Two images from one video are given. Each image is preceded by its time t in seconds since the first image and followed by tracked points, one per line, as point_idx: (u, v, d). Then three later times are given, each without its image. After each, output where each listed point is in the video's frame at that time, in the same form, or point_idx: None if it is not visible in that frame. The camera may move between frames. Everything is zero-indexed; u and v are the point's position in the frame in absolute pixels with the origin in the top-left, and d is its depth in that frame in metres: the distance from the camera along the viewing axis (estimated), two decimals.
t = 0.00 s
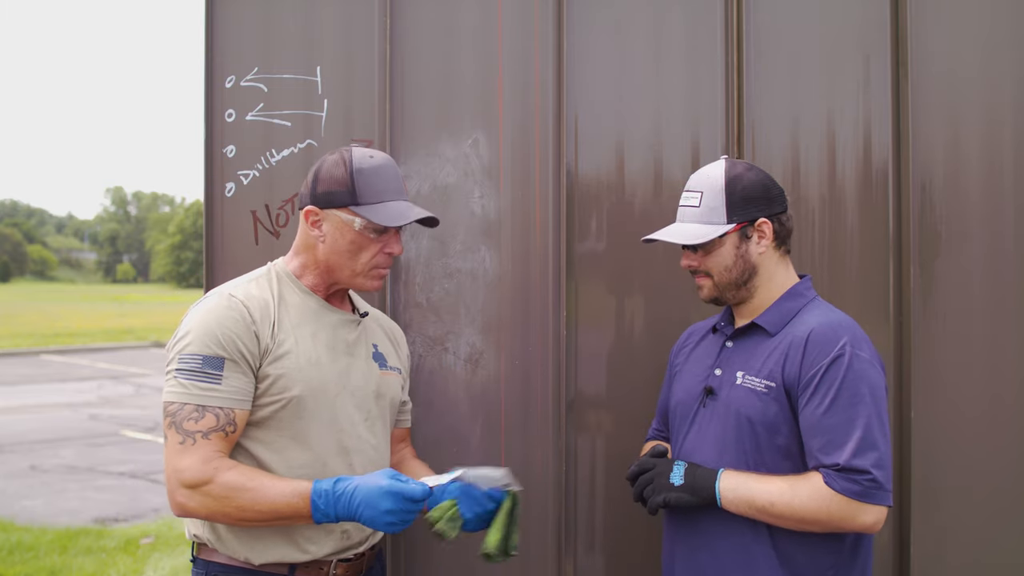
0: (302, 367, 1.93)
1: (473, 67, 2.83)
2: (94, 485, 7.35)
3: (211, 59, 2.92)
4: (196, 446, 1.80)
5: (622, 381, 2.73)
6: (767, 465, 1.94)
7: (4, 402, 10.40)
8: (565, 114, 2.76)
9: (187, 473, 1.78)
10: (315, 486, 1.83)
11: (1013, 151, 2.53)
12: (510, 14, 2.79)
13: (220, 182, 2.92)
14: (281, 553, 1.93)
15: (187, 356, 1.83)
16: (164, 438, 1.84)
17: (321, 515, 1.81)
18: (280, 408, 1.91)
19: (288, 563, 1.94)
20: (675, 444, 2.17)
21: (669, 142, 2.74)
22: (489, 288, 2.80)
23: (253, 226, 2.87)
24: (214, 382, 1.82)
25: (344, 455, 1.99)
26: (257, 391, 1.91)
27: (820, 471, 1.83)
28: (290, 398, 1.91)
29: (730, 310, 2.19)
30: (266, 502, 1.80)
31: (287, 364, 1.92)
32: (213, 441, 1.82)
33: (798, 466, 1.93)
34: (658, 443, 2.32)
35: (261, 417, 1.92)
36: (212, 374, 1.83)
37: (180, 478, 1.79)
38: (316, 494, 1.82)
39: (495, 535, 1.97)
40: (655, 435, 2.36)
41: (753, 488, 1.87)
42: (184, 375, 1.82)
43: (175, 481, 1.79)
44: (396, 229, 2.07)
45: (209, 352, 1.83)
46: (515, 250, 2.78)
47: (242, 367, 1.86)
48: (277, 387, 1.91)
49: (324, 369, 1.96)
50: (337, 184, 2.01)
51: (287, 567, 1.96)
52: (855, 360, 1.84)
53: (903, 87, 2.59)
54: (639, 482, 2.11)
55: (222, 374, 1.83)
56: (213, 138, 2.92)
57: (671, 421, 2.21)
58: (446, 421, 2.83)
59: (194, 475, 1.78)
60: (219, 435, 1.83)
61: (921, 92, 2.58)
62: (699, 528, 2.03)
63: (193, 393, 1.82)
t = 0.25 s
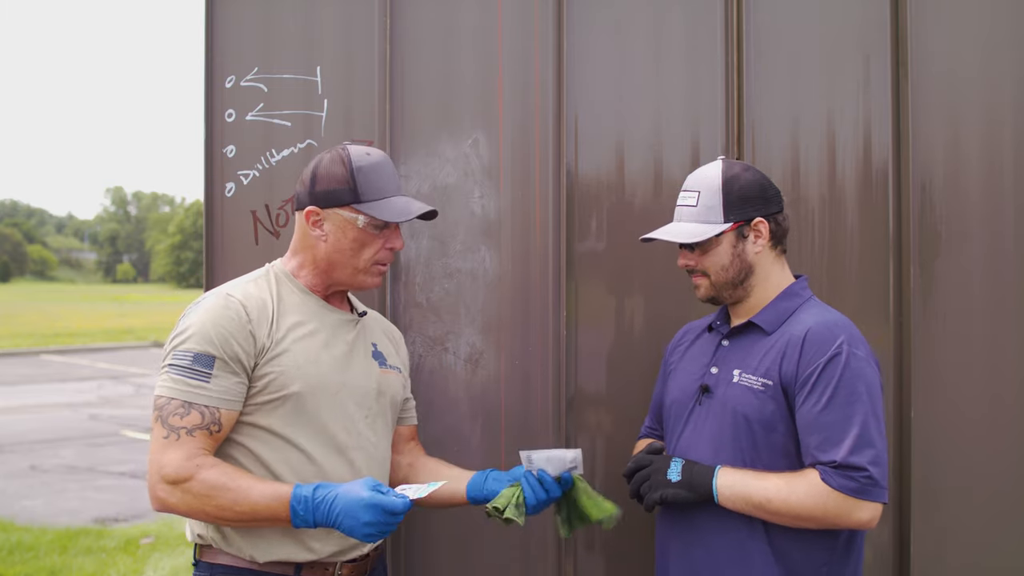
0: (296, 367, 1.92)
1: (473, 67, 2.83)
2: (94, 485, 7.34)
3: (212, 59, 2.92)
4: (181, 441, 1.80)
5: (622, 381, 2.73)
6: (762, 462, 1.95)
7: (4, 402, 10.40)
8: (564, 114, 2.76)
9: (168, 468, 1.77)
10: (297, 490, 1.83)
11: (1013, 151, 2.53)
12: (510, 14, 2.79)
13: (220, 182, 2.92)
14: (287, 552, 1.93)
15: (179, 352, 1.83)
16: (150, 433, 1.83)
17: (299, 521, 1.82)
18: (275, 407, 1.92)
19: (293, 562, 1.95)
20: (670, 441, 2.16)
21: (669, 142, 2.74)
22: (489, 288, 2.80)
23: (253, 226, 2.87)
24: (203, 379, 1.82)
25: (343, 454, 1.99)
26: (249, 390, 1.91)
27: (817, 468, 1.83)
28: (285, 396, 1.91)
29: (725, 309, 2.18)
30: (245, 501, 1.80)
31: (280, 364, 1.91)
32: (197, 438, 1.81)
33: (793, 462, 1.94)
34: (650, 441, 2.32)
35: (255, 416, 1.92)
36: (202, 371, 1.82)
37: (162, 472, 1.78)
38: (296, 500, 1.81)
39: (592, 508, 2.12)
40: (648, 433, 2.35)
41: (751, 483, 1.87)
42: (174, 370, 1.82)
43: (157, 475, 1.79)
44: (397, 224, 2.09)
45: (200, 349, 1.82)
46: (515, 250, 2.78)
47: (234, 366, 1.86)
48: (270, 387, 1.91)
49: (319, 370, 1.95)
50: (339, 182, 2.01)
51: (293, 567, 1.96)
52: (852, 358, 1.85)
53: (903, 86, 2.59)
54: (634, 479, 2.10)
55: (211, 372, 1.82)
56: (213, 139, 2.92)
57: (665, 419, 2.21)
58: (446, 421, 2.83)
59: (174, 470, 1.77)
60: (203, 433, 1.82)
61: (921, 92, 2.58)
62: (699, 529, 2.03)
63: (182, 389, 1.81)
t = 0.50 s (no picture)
0: (299, 367, 1.92)
1: (473, 67, 2.83)
2: (94, 485, 7.35)
3: (212, 60, 2.93)
4: (183, 438, 1.80)
5: (622, 381, 2.73)
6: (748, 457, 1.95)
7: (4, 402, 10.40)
8: (564, 114, 2.76)
9: (171, 464, 1.78)
10: (299, 487, 1.84)
11: (1013, 152, 2.53)
12: (510, 14, 2.79)
13: (221, 182, 2.92)
14: (284, 553, 1.93)
15: (183, 349, 1.82)
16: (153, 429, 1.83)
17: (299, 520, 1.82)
18: (278, 406, 1.91)
19: (290, 562, 1.95)
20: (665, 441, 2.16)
21: (669, 142, 2.74)
22: (488, 288, 2.80)
23: (253, 226, 2.88)
24: (206, 376, 1.82)
25: (344, 454, 2.00)
26: (252, 389, 1.90)
27: (789, 460, 1.84)
28: (287, 395, 1.90)
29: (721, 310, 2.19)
30: (247, 498, 1.80)
31: (283, 363, 1.91)
32: (199, 435, 1.82)
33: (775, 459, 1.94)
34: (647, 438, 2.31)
35: (257, 414, 1.92)
36: (205, 368, 1.82)
37: (163, 469, 1.78)
38: (297, 497, 1.82)
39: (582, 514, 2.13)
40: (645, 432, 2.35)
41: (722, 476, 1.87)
42: (177, 367, 1.82)
43: (158, 472, 1.79)
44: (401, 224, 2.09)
45: (204, 347, 1.82)
46: (515, 250, 2.78)
47: (238, 364, 1.85)
48: (272, 386, 1.91)
49: (322, 369, 1.95)
50: (345, 180, 2.01)
51: (290, 567, 1.96)
52: (840, 356, 1.85)
53: (902, 87, 2.60)
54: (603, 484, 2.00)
55: (214, 370, 1.82)
56: (213, 139, 2.92)
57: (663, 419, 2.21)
58: (446, 421, 2.83)
59: (176, 467, 1.77)
60: (206, 431, 1.82)
61: (920, 92, 2.58)
62: (697, 528, 2.03)
63: (185, 386, 1.81)
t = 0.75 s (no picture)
0: (305, 367, 1.92)
1: (473, 67, 2.83)
2: (94, 485, 7.35)
3: (212, 60, 2.92)
4: (194, 441, 1.78)
5: (621, 381, 2.73)
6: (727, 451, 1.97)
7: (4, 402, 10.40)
8: (564, 114, 2.76)
9: (183, 468, 1.76)
10: (315, 483, 1.85)
11: (1012, 152, 2.53)
12: (510, 14, 2.79)
13: (221, 182, 2.92)
14: (288, 556, 1.93)
15: (189, 350, 1.81)
16: (159, 433, 1.81)
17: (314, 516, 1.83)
18: (285, 406, 1.91)
19: (293, 565, 1.94)
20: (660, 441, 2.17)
21: (669, 142, 2.74)
22: (488, 287, 2.80)
23: (253, 226, 2.87)
24: (215, 378, 1.80)
25: (347, 455, 2.00)
26: (259, 390, 1.90)
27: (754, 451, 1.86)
28: (294, 396, 1.90)
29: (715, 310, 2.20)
30: (264, 497, 1.80)
31: (289, 363, 1.91)
32: (210, 438, 1.80)
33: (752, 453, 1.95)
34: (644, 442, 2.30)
35: (264, 417, 1.91)
36: (213, 370, 1.81)
37: (175, 473, 1.76)
38: (316, 493, 1.84)
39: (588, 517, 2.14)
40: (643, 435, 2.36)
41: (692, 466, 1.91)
42: (184, 369, 1.80)
43: (169, 476, 1.77)
44: (401, 227, 2.09)
45: (211, 348, 1.81)
46: (515, 250, 2.78)
47: (245, 364, 1.85)
48: (279, 387, 1.90)
49: (327, 370, 1.96)
50: (347, 180, 2.02)
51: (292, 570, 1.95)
52: (814, 350, 1.86)
53: (902, 87, 2.60)
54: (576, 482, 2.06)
55: (223, 371, 1.81)
56: (213, 138, 2.92)
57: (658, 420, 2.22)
58: (446, 420, 2.83)
59: (190, 471, 1.75)
60: (217, 433, 1.81)
61: (920, 92, 2.58)
62: (698, 528, 2.03)
63: (193, 388, 1.79)
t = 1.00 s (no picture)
0: (310, 370, 1.92)
1: (473, 67, 2.83)
2: (94, 485, 7.35)
3: (212, 59, 2.93)
4: (209, 451, 1.76)
5: (621, 380, 2.73)
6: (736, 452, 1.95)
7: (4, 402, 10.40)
8: (565, 114, 2.76)
9: (201, 480, 1.73)
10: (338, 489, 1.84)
11: (1013, 152, 2.53)
12: (510, 14, 2.79)
13: (221, 182, 2.92)
14: (287, 563, 1.93)
15: (196, 359, 1.79)
16: (169, 444, 1.78)
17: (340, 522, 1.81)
18: (290, 414, 1.90)
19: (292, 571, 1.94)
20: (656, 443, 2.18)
21: (668, 142, 2.74)
22: (488, 287, 2.80)
23: (253, 226, 2.88)
24: (225, 386, 1.79)
25: (350, 460, 2.00)
26: (266, 396, 1.89)
27: (778, 451, 1.84)
28: (299, 402, 1.90)
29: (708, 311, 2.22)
30: (286, 505, 1.78)
31: (294, 367, 1.91)
32: (225, 446, 1.78)
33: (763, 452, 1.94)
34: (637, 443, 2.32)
35: (271, 423, 1.90)
36: (223, 378, 1.79)
37: (192, 485, 1.74)
38: (339, 498, 1.82)
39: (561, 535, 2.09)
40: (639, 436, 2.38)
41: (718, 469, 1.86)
42: (193, 378, 1.78)
43: (186, 488, 1.74)
44: (390, 228, 2.05)
45: (219, 355, 1.80)
46: (515, 250, 2.78)
47: (253, 370, 1.84)
48: (285, 392, 1.90)
49: (331, 373, 1.96)
50: (338, 176, 2.01)
51: None
52: (817, 345, 1.87)
53: (903, 87, 2.59)
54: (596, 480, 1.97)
55: (232, 378, 1.80)
56: (213, 138, 2.92)
57: (653, 421, 2.23)
58: (446, 421, 2.83)
59: (209, 482, 1.73)
60: (232, 441, 1.79)
61: (919, 92, 2.58)
62: (698, 528, 2.03)
63: (203, 398, 1.78)
